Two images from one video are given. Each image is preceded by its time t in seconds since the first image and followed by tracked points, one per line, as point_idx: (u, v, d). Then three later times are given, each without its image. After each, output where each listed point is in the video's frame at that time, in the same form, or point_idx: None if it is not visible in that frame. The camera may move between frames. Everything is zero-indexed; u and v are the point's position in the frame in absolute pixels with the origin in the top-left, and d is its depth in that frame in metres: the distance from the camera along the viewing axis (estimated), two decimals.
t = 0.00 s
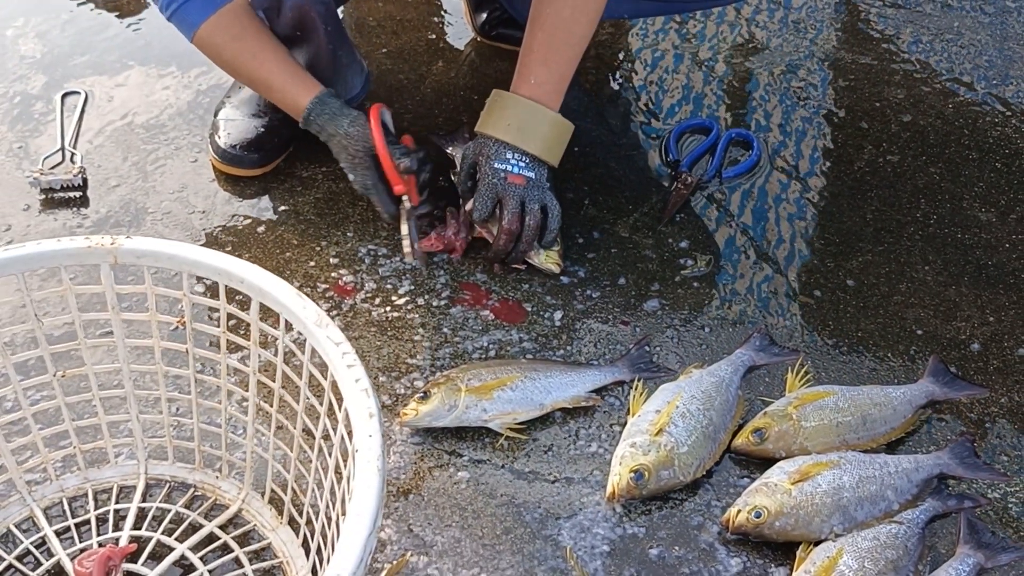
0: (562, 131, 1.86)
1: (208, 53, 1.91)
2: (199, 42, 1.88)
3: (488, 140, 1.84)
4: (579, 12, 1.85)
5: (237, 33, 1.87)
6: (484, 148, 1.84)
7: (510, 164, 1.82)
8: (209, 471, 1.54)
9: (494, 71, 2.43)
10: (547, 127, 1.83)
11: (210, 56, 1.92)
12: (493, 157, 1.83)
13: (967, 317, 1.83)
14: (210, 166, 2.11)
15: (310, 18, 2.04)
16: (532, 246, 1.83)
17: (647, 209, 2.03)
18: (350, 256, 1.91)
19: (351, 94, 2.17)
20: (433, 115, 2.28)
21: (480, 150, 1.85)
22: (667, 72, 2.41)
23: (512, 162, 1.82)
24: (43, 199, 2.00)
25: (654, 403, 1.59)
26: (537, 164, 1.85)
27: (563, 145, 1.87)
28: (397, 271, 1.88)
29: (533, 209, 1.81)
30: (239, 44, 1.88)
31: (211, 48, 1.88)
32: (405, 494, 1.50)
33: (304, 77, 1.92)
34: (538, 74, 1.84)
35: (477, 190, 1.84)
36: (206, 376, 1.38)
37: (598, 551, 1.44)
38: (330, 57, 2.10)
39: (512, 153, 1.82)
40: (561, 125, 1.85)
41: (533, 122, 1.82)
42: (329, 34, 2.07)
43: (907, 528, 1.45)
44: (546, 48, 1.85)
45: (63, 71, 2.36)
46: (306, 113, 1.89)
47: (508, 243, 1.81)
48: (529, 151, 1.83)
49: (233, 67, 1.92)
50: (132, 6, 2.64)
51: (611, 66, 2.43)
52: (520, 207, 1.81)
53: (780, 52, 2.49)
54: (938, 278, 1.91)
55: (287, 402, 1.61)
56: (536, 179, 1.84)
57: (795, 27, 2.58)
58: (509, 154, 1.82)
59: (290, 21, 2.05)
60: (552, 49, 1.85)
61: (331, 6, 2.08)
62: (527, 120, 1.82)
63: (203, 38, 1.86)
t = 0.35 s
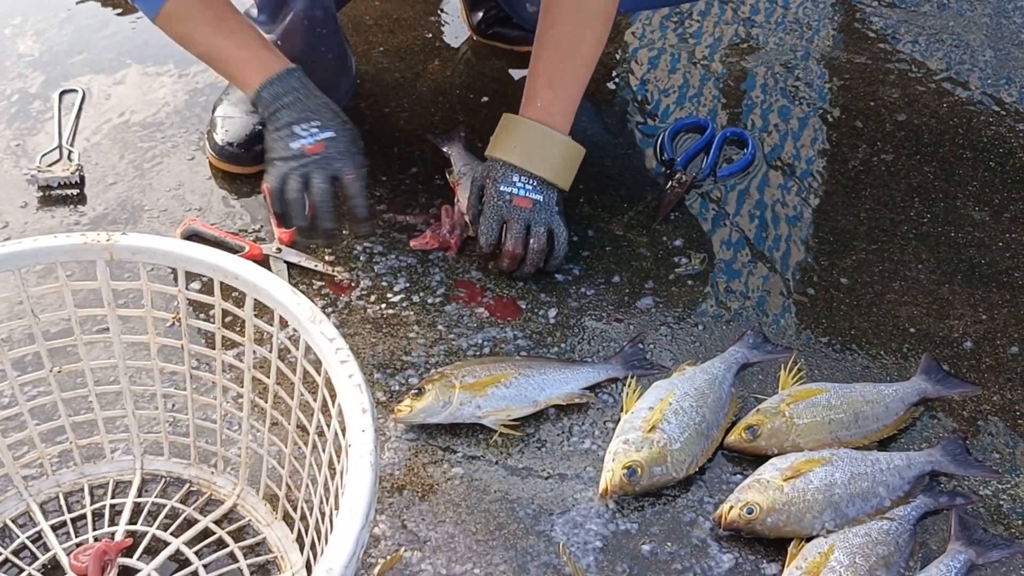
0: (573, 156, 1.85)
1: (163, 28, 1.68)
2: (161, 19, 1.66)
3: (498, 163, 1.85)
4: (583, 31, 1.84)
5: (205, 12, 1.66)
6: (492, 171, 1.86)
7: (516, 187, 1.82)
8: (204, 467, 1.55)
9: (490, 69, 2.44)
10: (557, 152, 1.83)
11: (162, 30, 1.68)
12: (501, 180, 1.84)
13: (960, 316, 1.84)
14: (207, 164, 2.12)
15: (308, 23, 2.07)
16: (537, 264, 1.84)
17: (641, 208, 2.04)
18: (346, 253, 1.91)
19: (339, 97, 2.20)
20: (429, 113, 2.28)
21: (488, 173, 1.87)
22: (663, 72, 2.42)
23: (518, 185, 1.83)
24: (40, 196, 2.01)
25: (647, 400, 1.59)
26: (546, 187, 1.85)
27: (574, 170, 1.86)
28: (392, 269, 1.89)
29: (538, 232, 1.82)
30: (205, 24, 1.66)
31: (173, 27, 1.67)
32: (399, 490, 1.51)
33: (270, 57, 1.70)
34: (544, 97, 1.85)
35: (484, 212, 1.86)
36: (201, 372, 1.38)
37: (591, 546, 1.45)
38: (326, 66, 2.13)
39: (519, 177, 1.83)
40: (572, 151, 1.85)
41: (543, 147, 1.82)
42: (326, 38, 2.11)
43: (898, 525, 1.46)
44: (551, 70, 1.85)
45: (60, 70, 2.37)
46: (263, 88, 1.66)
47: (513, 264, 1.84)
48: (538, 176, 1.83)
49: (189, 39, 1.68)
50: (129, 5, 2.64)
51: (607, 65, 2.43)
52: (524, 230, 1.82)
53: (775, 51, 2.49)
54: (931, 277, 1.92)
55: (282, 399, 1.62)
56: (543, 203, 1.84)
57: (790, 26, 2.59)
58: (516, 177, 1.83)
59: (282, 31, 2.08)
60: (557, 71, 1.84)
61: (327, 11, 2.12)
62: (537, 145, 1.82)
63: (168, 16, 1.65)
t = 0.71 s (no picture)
0: (563, 144, 1.94)
1: (223, 81, 1.89)
2: (217, 73, 1.86)
3: (494, 146, 1.93)
4: (580, 22, 1.92)
5: (259, 67, 1.88)
6: (486, 153, 1.93)
7: (512, 169, 1.89)
8: (203, 469, 1.55)
9: (487, 71, 2.44)
10: (551, 139, 1.93)
11: (224, 84, 1.90)
12: (497, 163, 1.91)
13: (957, 314, 1.84)
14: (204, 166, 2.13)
15: (314, 25, 2.04)
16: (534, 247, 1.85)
17: (639, 208, 2.05)
18: (344, 255, 1.92)
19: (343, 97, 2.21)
20: (427, 115, 2.29)
21: (483, 154, 1.94)
22: (659, 73, 2.43)
23: (514, 168, 1.90)
24: (39, 200, 2.01)
25: (645, 400, 1.60)
26: (539, 173, 1.93)
27: (563, 157, 1.96)
28: (390, 270, 1.89)
29: (534, 212, 1.85)
30: (264, 79, 1.90)
31: (231, 79, 1.88)
32: (398, 491, 1.51)
33: (326, 107, 1.97)
34: (542, 87, 1.94)
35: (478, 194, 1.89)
36: (200, 374, 1.39)
37: (590, 546, 1.46)
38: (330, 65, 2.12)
39: (514, 161, 1.90)
40: (564, 139, 1.94)
41: (539, 133, 1.91)
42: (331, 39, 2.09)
43: (896, 523, 1.46)
44: (549, 60, 1.93)
45: (58, 74, 2.37)
46: (328, 139, 1.95)
47: (512, 244, 1.84)
48: (533, 161, 1.91)
49: (250, 93, 1.91)
50: (126, 8, 2.65)
51: (604, 66, 2.44)
52: (520, 209, 1.86)
53: (772, 52, 2.50)
54: (928, 276, 1.92)
55: (280, 400, 1.62)
56: (536, 187, 1.91)
57: (787, 27, 2.59)
58: (511, 160, 1.90)
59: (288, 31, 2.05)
60: (555, 61, 1.93)
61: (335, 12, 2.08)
62: (534, 130, 1.91)
63: (225, 69, 1.86)
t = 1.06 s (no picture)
0: (544, 143, 1.93)
1: (210, 62, 1.94)
2: (202, 54, 1.90)
3: (475, 157, 1.91)
4: (561, 30, 1.91)
5: (243, 47, 1.92)
6: (469, 166, 1.91)
7: (497, 177, 1.88)
8: (199, 470, 1.55)
9: (484, 72, 2.44)
10: (531, 141, 1.91)
11: (211, 65, 1.95)
12: (480, 173, 1.89)
13: (952, 315, 1.84)
14: (201, 167, 2.13)
15: (298, 12, 2.01)
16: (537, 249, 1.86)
17: (635, 209, 2.05)
18: (340, 256, 1.92)
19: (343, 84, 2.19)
20: (423, 116, 2.29)
21: (466, 169, 1.92)
22: (656, 74, 2.43)
23: (500, 175, 1.89)
24: (35, 202, 2.01)
25: (640, 401, 1.59)
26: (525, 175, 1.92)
27: (546, 156, 1.95)
28: (386, 271, 1.90)
29: (530, 214, 1.86)
30: (249, 56, 1.93)
31: (217, 60, 1.92)
32: (394, 492, 1.51)
33: (314, 81, 2.00)
34: (521, 95, 1.92)
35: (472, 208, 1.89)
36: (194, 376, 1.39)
37: (585, 547, 1.46)
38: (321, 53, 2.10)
39: (498, 167, 1.89)
40: (544, 138, 1.93)
41: (518, 137, 1.89)
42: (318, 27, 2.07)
43: (891, 524, 1.46)
44: (528, 68, 1.91)
45: (56, 75, 2.37)
46: (315, 113, 1.98)
47: (516, 249, 1.83)
48: (517, 164, 1.90)
49: (236, 72, 1.95)
50: (124, 9, 2.65)
51: (601, 68, 2.44)
52: (517, 213, 1.85)
53: (768, 52, 2.50)
54: (924, 277, 1.92)
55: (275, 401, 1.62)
56: (525, 190, 1.90)
57: (783, 28, 2.59)
58: (495, 168, 1.89)
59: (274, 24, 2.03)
60: (534, 70, 1.91)
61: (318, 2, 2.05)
62: (512, 135, 1.89)
63: (209, 50, 1.90)
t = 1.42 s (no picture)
0: (556, 145, 1.92)
1: (233, 78, 1.90)
2: (227, 68, 1.87)
3: (490, 162, 1.89)
4: (566, 32, 1.89)
5: (268, 60, 1.90)
6: (486, 170, 1.89)
7: (518, 181, 1.87)
8: (197, 473, 1.55)
9: (482, 73, 2.45)
10: (544, 145, 1.90)
11: (234, 80, 1.92)
12: (500, 178, 1.88)
13: (951, 316, 1.84)
14: (199, 170, 2.13)
15: (306, 21, 1.98)
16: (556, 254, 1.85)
17: (633, 210, 2.05)
18: (339, 258, 1.92)
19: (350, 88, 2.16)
20: (422, 118, 2.29)
21: (483, 173, 1.89)
22: (654, 75, 2.43)
23: (519, 179, 1.88)
24: (33, 204, 2.01)
25: (639, 403, 1.59)
26: (540, 180, 1.91)
27: (559, 159, 1.94)
28: (384, 273, 1.90)
29: (550, 220, 1.86)
30: (275, 71, 1.92)
31: (242, 73, 1.89)
32: (392, 494, 1.51)
33: (338, 93, 2.00)
34: (532, 98, 1.91)
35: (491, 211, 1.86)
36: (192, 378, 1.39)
37: (584, 549, 1.46)
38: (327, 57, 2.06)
39: (517, 172, 1.88)
40: (556, 140, 1.92)
41: (531, 141, 1.88)
42: (324, 32, 2.03)
43: (890, 525, 1.46)
44: (537, 72, 1.90)
45: (54, 78, 2.38)
46: (344, 126, 1.98)
47: (537, 252, 1.82)
48: (532, 169, 1.88)
49: (262, 87, 1.93)
50: (123, 12, 2.65)
51: (599, 69, 2.44)
52: (538, 218, 1.85)
53: (767, 53, 2.50)
54: (923, 277, 1.92)
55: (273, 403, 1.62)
56: (542, 194, 1.89)
57: (781, 28, 2.59)
58: (515, 172, 1.88)
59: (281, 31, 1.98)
60: (542, 72, 1.90)
61: (325, 7, 2.02)
62: (526, 139, 1.88)
63: (235, 64, 1.87)
